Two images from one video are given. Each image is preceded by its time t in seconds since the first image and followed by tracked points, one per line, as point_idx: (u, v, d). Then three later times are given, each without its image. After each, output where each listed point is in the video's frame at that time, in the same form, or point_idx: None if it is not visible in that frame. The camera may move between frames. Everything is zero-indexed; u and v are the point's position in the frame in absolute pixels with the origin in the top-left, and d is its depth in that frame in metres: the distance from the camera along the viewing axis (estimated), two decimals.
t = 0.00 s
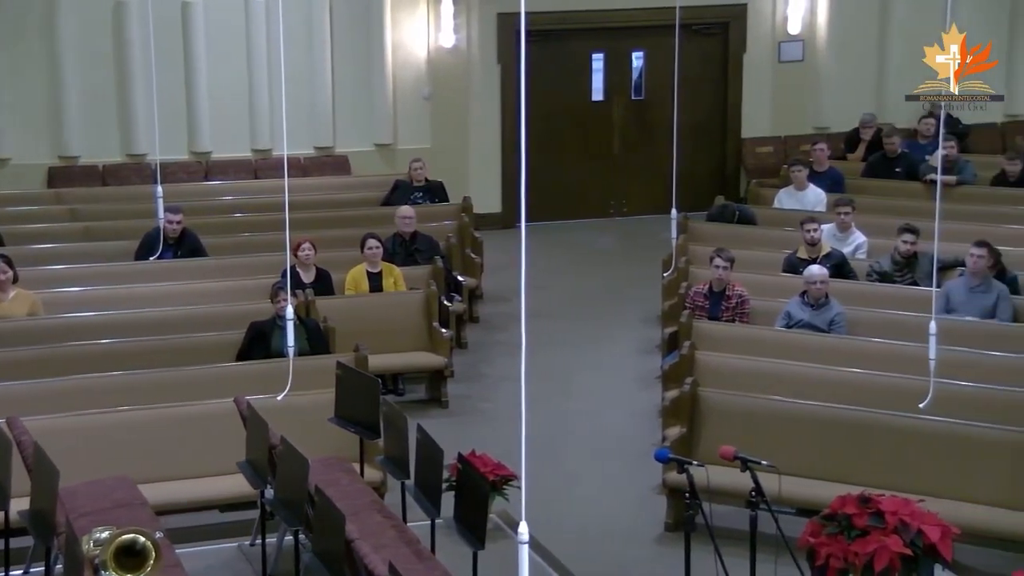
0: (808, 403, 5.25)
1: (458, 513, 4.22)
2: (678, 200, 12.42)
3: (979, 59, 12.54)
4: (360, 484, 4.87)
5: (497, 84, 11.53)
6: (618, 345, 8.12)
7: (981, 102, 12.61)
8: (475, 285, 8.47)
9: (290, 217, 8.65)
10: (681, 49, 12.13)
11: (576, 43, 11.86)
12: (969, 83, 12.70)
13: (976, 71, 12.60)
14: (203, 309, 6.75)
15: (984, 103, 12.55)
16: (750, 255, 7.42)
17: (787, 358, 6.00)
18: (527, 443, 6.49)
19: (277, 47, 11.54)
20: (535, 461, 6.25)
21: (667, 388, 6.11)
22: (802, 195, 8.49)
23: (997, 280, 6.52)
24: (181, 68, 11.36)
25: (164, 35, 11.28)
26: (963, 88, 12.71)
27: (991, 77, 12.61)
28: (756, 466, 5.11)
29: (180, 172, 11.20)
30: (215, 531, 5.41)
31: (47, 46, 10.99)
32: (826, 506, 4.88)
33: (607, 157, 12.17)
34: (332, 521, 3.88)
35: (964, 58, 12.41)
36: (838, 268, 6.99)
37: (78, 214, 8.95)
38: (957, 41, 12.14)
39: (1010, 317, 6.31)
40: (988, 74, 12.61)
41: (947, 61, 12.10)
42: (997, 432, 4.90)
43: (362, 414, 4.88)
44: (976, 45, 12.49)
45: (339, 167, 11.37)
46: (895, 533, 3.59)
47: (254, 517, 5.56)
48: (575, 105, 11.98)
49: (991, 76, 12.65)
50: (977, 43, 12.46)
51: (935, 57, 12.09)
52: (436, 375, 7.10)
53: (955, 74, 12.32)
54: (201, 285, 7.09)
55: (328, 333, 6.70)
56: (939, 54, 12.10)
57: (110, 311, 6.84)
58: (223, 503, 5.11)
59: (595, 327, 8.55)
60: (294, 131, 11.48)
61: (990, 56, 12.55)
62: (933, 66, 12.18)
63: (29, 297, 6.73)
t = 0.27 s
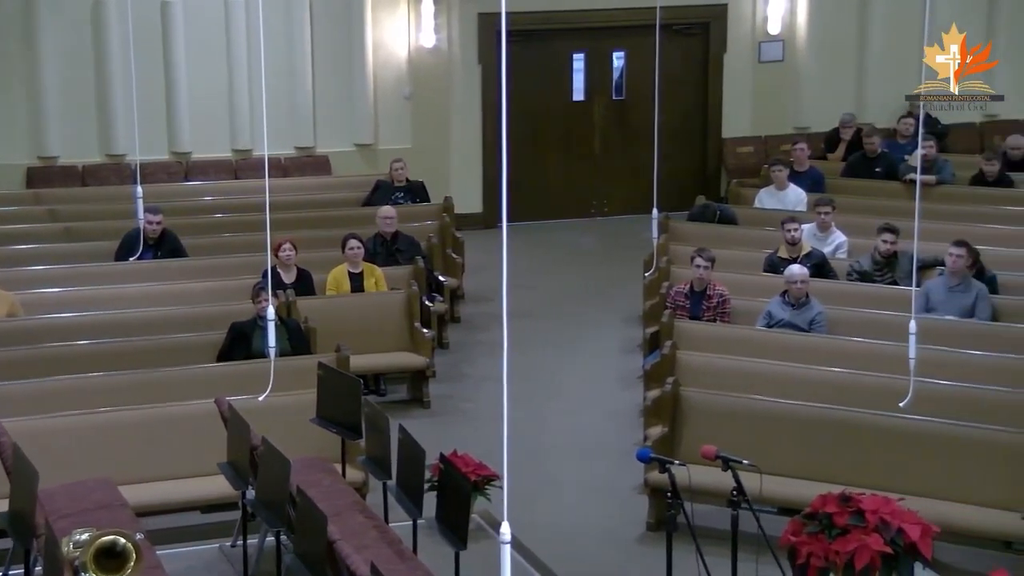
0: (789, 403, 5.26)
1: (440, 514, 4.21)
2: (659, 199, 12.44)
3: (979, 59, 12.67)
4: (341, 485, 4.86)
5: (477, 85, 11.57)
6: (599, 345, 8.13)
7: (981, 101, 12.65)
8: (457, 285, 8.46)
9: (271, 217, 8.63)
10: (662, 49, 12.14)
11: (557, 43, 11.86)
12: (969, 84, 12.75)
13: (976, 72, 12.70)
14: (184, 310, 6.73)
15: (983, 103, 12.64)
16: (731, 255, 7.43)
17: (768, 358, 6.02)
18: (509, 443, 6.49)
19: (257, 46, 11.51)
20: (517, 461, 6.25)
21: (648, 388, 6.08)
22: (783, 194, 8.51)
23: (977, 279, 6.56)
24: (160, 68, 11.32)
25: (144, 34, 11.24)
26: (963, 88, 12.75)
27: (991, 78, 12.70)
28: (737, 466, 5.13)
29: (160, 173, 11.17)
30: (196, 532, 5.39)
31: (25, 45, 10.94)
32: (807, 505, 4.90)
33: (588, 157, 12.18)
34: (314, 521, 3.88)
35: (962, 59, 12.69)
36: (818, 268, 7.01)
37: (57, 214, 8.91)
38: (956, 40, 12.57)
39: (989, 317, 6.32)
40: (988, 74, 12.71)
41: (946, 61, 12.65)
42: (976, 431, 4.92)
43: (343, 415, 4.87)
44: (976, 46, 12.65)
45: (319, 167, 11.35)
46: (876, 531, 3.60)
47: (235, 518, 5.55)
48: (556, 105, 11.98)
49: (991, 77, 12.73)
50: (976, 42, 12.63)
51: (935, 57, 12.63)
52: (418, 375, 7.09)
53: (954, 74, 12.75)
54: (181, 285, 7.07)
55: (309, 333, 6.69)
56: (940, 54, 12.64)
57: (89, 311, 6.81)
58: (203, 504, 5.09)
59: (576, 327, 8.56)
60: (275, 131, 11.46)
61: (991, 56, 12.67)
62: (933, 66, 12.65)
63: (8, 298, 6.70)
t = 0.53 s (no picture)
0: (771, 402, 5.27)
1: (422, 514, 4.21)
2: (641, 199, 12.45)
3: (978, 59, 12.84)
4: (323, 485, 4.85)
5: (459, 83, 11.50)
6: (580, 345, 8.13)
7: (981, 102, 12.81)
8: (438, 285, 8.46)
9: (252, 218, 8.60)
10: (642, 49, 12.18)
11: (538, 43, 11.87)
12: (969, 84, 12.94)
13: (976, 71, 12.90)
14: (164, 311, 6.71)
15: (984, 103, 12.81)
16: (712, 254, 7.45)
17: (749, 357, 6.03)
18: (491, 443, 6.49)
19: (237, 46, 11.48)
20: (499, 461, 6.25)
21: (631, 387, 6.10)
22: (764, 194, 8.53)
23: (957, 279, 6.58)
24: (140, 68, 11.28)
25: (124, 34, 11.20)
26: (963, 88, 12.92)
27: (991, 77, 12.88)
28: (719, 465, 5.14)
29: (140, 173, 11.13)
30: (177, 533, 5.37)
31: (3, 45, 10.88)
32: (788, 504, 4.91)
33: (569, 157, 12.18)
34: (295, 521, 3.87)
35: (962, 59, 12.80)
36: (799, 267, 7.03)
37: (36, 214, 8.86)
38: (956, 40, 12.62)
39: (969, 316, 6.34)
40: (987, 74, 12.89)
41: (947, 61, 12.65)
42: (957, 429, 4.94)
43: (325, 415, 4.86)
44: (976, 46, 12.78)
45: (300, 167, 11.33)
46: (857, 530, 3.61)
47: (216, 519, 5.53)
48: (537, 106, 11.99)
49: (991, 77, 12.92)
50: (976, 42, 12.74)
51: (935, 57, 12.56)
52: (400, 376, 7.08)
53: (954, 73, 12.82)
54: (162, 286, 7.05)
55: (291, 334, 6.67)
56: (938, 54, 12.56)
57: (68, 312, 6.78)
58: (184, 505, 5.07)
59: (558, 327, 8.56)
60: (255, 131, 11.43)
61: (990, 56, 12.83)
62: (933, 67, 12.61)
63: None
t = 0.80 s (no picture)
0: (752, 401, 5.28)
1: (405, 515, 4.20)
2: (622, 199, 12.47)
3: (978, 59, 12.94)
4: (305, 486, 4.84)
5: (440, 82, 11.58)
6: (563, 345, 8.14)
7: (981, 102, 12.91)
8: (420, 285, 8.45)
9: (233, 218, 8.58)
10: (624, 49, 12.20)
11: (520, 43, 11.87)
12: (969, 84, 13.08)
13: (975, 71, 13.01)
14: (145, 311, 6.68)
15: (983, 103, 12.91)
16: (693, 254, 7.46)
17: (731, 357, 6.04)
18: (474, 443, 6.48)
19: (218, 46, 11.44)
20: (481, 461, 6.25)
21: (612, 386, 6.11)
22: (745, 194, 8.55)
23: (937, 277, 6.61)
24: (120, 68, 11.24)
25: (104, 34, 11.16)
26: (963, 88, 13.09)
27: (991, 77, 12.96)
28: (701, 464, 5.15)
29: (121, 173, 11.08)
30: (158, 535, 5.35)
31: None
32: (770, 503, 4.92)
33: (551, 157, 12.18)
34: (277, 521, 3.86)
35: (962, 58, 12.96)
36: (780, 267, 7.05)
37: (16, 215, 8.82)
38: (956, 40, 12.74)
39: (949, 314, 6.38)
40: (988, 74, 12.96)
41: (946, 61, 12.82)
42: (937, 428, 4.96)
43: (307, 416, 4.85)
44: (976, 46, 12.88)
45: (281, 167, 11.30)
46: (838, 529, 3.62)
47: (197, 520, 5.51)
48: (519, 106, 11.99)
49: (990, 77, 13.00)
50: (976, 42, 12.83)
51: (935, 57, 12.74)
52: (382, 376, 7.07)
53: (954, 73, 13.05)
54: (143, 287, 7.02)
55: (272, 334, 6.66)
56: (938, 54, 12.76)
57: (47, 313, 6.75)
58: (165, 507, 5.06)
59: (540, 327, 8.56)
60: (236, 131, 11.39)
61: (990, 56, 12.92)
62: (932, 67, 12.76)
63: None
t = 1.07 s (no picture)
0: (734, 401, 5.29)
1: (387, 515, 4.20)
2: (604, 199, 12.47)
3: (979, 59, 13.12)
4: (286, 487, 4.83)
5: (421, 82, 11.63)
6: (545, 345, 8.14)
7: (981, 102, 13.09)
8: (402, 285, 8.44)
9: (214, 218, 8.55)
10: (605, 49, 12.25)
11: (501, 43, 11.87)
12: (970, 84, 13.24)
13: (976, 71, 13.17)
14: (125, 312, 6.65)
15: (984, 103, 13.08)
16: (675, 254, 7.48)
17: (713, 356, 6.05)
18: (456, 443, 6.48)
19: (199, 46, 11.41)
20: (463, 461, 6.24)
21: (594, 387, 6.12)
22: (726, 194, 8.57)
23: (916, 277, 6.64)
24: (100, 67, 11.18)
25: (83, 34, 11.10)
26: (963, 88, 13.24)
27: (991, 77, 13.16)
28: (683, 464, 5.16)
29: (101, 173, 11.03)
30: (138, 537, 5.33)
31: None
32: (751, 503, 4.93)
33: (533, 157, 12.19)
34: (258, 522, 3.85)
35: (962, 59, 13.12)
36: (762, 267, 7.07)
37: None
38: (956, 40, 12.89)
39: (928, 314, 6.41)
40: (987, 74, 13.16)
41: (947, 61, 12.99)
42: (918, 427, 4.97)
43: (288, 417, 4.84)
44: (976, 46, 13.07)
45: (262, 168, 11.27)
46: (819, 528, 3.63)
47: (178, 522, 5.49)
48: (500, 106, 11.98)
49: (992, 77, 13.19)
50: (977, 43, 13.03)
51: (936, 57, 12.88)
52: (364, 376, 7.06)
53: (954, 73, 13.18)
54: (123, 288, 6.99)
55: (254, 335, 6.64)
56: (939, 54, 12.93)
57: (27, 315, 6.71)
58: (146, 509, 5.03)
59: (522, 327, 8.56)
60: (217, 131, 11.36)
61: (990, 56, 13.12)
62: (933, 67, 12.92)
63: None
